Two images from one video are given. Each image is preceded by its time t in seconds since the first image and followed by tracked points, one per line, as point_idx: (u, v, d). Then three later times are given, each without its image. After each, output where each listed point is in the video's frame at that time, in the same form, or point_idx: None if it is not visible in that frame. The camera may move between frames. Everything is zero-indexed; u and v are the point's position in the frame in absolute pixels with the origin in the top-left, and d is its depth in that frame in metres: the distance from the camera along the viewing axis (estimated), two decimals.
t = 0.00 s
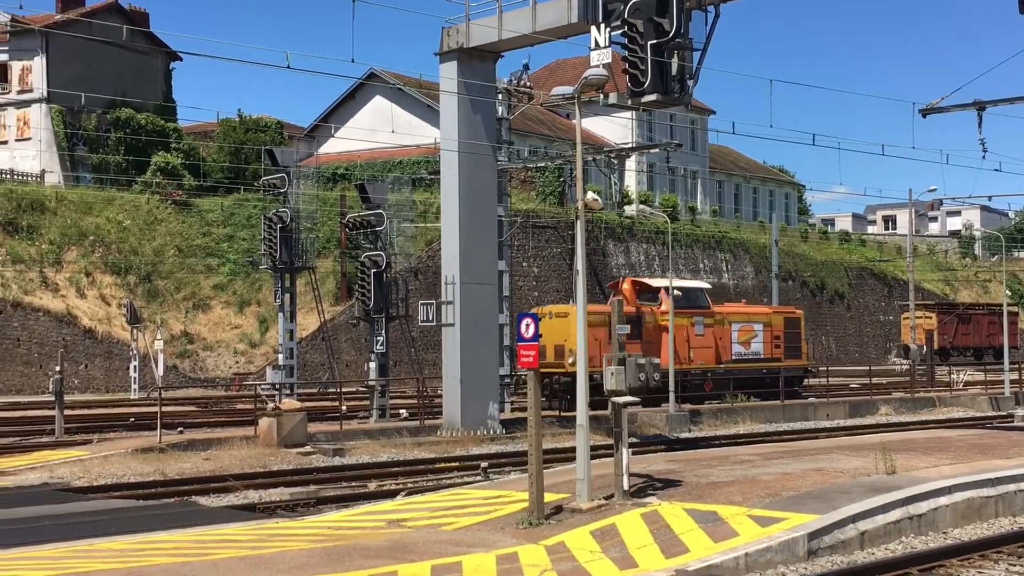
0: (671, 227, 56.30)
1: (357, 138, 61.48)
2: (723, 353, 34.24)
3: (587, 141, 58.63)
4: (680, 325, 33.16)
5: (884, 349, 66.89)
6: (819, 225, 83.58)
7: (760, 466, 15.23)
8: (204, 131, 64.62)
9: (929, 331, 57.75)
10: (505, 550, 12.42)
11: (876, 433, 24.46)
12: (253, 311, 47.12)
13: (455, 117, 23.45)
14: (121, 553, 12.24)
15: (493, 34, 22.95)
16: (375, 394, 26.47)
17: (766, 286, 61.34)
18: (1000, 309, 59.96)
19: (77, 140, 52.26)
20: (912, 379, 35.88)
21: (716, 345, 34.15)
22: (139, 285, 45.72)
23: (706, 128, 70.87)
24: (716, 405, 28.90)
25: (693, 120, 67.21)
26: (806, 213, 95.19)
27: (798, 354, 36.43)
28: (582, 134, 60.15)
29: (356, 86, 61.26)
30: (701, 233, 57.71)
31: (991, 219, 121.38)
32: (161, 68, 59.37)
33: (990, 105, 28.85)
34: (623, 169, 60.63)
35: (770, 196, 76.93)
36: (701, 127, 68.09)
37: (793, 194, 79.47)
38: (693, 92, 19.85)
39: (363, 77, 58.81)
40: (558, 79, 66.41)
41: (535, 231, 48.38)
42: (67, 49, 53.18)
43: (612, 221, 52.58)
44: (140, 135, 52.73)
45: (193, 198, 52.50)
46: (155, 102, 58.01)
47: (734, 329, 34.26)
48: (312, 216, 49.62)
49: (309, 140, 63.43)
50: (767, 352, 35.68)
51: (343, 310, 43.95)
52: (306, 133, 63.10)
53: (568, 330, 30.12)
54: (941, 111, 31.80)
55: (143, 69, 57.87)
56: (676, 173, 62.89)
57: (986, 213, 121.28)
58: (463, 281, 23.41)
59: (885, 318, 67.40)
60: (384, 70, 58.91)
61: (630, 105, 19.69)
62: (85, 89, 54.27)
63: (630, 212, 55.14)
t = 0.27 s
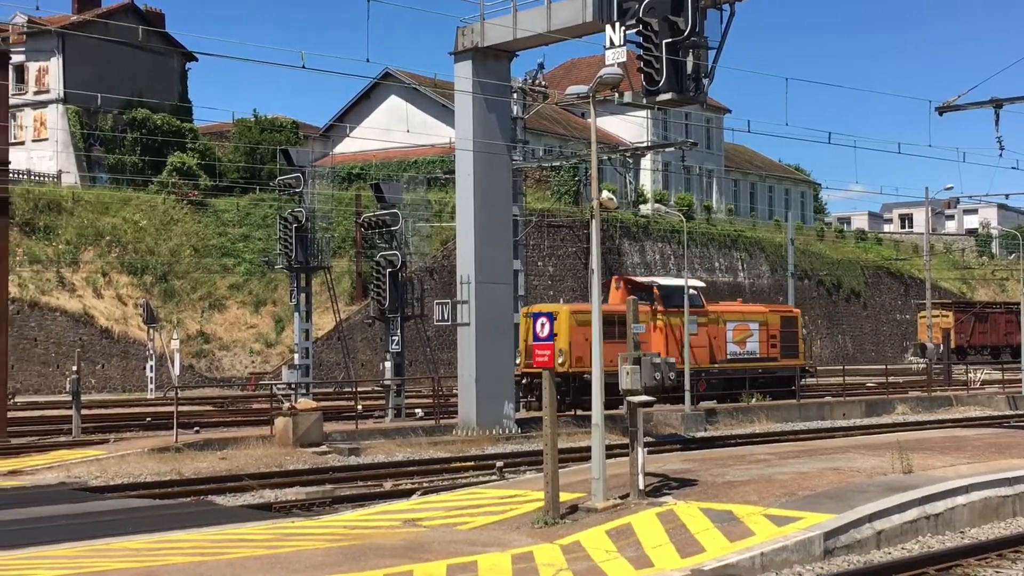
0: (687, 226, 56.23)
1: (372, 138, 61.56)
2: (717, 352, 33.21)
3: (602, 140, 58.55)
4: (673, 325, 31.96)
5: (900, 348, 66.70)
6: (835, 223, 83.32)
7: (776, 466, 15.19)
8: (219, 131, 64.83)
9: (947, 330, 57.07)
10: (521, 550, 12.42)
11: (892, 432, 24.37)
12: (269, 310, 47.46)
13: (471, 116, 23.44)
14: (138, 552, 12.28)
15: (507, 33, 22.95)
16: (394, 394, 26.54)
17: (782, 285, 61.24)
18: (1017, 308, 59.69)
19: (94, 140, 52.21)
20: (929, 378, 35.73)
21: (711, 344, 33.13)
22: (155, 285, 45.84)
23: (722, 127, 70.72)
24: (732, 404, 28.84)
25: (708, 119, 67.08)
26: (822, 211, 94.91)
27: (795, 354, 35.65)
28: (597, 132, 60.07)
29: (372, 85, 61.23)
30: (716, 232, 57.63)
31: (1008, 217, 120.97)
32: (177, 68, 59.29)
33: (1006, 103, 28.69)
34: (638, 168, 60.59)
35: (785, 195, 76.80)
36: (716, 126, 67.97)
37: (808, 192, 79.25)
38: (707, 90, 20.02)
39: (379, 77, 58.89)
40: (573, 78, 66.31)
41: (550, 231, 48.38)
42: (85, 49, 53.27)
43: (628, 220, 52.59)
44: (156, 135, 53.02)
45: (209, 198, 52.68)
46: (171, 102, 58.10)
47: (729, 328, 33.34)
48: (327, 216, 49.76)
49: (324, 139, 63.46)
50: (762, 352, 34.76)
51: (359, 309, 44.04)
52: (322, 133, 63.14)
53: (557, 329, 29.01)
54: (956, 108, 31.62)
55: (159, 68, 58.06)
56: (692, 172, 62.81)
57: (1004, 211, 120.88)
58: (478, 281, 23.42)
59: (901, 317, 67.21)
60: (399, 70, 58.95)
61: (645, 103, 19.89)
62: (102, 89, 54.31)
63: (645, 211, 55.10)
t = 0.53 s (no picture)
0: (705, 226, 56.16)
1: (389, 139, 61.65)
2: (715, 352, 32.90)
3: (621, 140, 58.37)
4: (668, 325, 31.61)
5: (920, 348, 66.40)
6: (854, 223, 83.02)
7: (795, 466, 15.14)
8: (237, 133, 65.10)
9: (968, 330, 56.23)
10: (539, 550, 12.41)
11: (911, 432, 24.27)
12: (287, 310, 47.37)
13: (488, 117, 23.42)
14: (158, 552, 12.31)
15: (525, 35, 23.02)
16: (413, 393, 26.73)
17: (801, 285, 61.02)
18: None
19: (113, 142, 53.02)
20: (949, 377, 35.56)
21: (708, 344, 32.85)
22: (174, 286, 46.42)
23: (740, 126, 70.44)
24: (750, 404, 28.81)
25: (726, 118, 66.96)
26: (840, 211, 94.50)
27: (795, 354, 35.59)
28: (615, 132, 59.96)
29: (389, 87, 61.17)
30: (734, 232, 57.55)
31: None
32: (196, 69, 59.65)
33: None
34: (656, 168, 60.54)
35: (804, 194, 76.60)
36: (734, 125, 67.86)
37: (827, 191, 79.00)
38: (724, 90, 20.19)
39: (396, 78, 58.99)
40: (590, 78, 66.23)
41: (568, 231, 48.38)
42: (103, 52, 53.73)
43: (645, 220, 52.59)
44: (175, 137, 53.49)
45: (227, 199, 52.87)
46: (189, 104, 58.46)
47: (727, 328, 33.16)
48: (345, 217, 49.98)
49: (342, 140, 63.68)
50: (761, 352, 34.55)
51: (377, 310, 44.12)
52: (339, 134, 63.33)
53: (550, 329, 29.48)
54: (976, 107, 31.45)
55: (178, 70, 58.28)
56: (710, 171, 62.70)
57: None
58: (495, 281, 23.41)
59: (921, 317, 66.90)
60: (417, 71, 59.02)
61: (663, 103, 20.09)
62: (121, 92, 54.89)
63: (663, 211, 55.05)
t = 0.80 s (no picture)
0: (727, 227, 56.06)
1: (411, 140, 61.73)
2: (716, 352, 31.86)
3: (642, 140, 58.28)
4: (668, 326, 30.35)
5: (944, 349, 65.99)
6: (877, 223, 82.51)
7: (818, 467, 15.10)
8: (261, 134, 65.42)
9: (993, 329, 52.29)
10: (562, 551, 12.40)
11: (936, 433, 24.16)
12: (310, 311, 47.38)
13: (510, 117, 23.48)
14: (182, 553, 12.35)
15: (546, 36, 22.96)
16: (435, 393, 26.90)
17: (824, 285, 60.71)
18: None
19: (137, 145, 53.36)
20: (974, 379, 35.30)
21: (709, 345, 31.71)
22: (198, 287, 46.44)
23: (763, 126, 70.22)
24: (773, 405, 28.78)
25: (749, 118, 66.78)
26: (863, 211, 93.92)
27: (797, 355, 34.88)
28: (636, 133, 59.90)
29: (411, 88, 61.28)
30: (757, 232, 57.42)
31: None
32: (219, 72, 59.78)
33: None
34: (677, 169, 60.45)
35: (827, 195, 76.37)
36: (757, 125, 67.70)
37: (850, 191, 78.74)
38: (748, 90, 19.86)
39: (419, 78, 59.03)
40: (611, 79, 66.13)
41: (590, 231, 48.36)
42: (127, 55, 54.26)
43: (668, 221, 52.52)
44: (198, 139, 54.16)
45: (250, 201, 53.13)
46: (212, 107, 58.74)
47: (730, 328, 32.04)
48: (367, 219, 50.30)
49: (364, 141, 63.98)
50: (763, 353, 33.61)
51: (399, 311, 44.19)
52: (361, 135, 63.59)
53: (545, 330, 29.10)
54: (999, 107, 31.22)
55: (202, 73, 58.54)
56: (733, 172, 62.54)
57: None
58: (518, 282, 23.45)
59: (945, 317, 66.48)
60: (439, 72, 59.07)
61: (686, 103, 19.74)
62: (145, 94, 55.47)
63: (685, 212, 54.97)
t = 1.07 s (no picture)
0: (750, 227, 55.92)
1: (433, 141, 61.83)
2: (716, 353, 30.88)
3: (665, 140, 58.17)
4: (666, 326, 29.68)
5: (969, 349, 65.60)
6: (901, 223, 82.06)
7: (843, 468, 15.02)
8: (284, 136, 65.79)
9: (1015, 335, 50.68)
10: (585, 552, 12.38)
11: (960, 434, 23.99)
12: (333, 312, 47.80)
13: (533, 118, 23.53)
14: (207, 552, 12.39)
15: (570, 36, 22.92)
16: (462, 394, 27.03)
17: (848, 285, 60.54)
18: None
19: (162, 147, 53.72)
20: (1000, 379, 35.04)
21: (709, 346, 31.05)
22: (222, 288, 46.75)
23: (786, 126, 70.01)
24: (797, 406, 28.71)
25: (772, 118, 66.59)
26: (887, 211, 93.37)
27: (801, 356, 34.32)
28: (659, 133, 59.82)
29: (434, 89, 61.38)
30: (780, 233, 57.30)
31: None
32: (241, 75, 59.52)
33: None
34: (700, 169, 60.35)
35: (851, 195, 76.08)
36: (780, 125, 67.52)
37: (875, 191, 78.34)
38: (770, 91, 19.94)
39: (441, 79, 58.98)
40: (634, 79, 66.02)
41: (612, 232, 48.40)
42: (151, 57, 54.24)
43: (690, 221, 52.45)
44: (222, 140, 54.67)
45: (273, 202, 53.49)
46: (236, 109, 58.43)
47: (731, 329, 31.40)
48: (390, 220, 50.51)
49: (387, 142, 64.13)
50: (767, 355, 32.97)
51: (422, 311, 44.28)
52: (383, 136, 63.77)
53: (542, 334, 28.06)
54: None
55: (228, 75, 58.29)
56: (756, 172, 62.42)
57: None
58: (540, 282, 23.46)
59: (970, 318, 66.09)
60: (461, 73, 59.07)
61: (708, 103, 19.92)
62: (169, 95, 55.45)
63: (708, 212, 54.93)
